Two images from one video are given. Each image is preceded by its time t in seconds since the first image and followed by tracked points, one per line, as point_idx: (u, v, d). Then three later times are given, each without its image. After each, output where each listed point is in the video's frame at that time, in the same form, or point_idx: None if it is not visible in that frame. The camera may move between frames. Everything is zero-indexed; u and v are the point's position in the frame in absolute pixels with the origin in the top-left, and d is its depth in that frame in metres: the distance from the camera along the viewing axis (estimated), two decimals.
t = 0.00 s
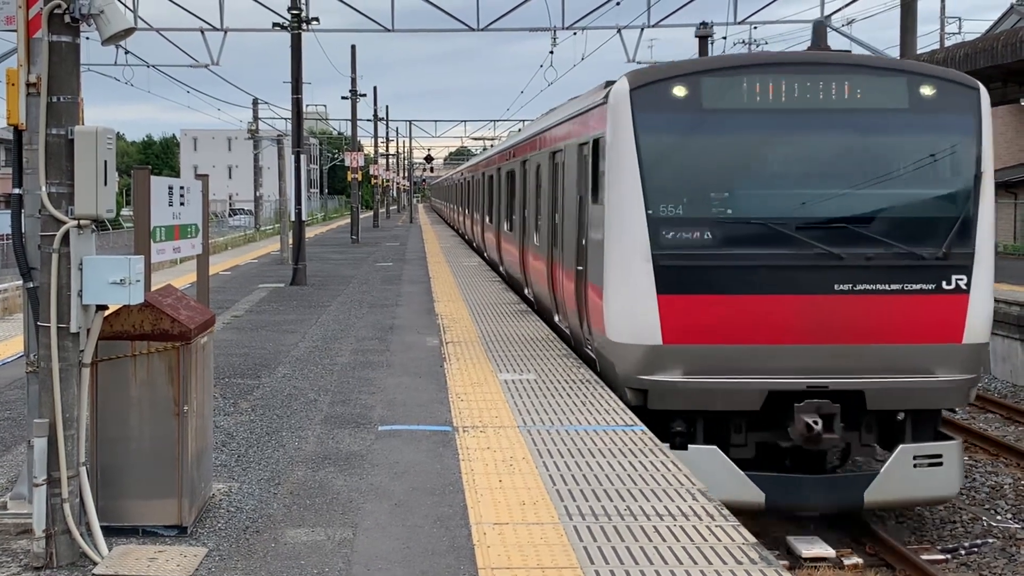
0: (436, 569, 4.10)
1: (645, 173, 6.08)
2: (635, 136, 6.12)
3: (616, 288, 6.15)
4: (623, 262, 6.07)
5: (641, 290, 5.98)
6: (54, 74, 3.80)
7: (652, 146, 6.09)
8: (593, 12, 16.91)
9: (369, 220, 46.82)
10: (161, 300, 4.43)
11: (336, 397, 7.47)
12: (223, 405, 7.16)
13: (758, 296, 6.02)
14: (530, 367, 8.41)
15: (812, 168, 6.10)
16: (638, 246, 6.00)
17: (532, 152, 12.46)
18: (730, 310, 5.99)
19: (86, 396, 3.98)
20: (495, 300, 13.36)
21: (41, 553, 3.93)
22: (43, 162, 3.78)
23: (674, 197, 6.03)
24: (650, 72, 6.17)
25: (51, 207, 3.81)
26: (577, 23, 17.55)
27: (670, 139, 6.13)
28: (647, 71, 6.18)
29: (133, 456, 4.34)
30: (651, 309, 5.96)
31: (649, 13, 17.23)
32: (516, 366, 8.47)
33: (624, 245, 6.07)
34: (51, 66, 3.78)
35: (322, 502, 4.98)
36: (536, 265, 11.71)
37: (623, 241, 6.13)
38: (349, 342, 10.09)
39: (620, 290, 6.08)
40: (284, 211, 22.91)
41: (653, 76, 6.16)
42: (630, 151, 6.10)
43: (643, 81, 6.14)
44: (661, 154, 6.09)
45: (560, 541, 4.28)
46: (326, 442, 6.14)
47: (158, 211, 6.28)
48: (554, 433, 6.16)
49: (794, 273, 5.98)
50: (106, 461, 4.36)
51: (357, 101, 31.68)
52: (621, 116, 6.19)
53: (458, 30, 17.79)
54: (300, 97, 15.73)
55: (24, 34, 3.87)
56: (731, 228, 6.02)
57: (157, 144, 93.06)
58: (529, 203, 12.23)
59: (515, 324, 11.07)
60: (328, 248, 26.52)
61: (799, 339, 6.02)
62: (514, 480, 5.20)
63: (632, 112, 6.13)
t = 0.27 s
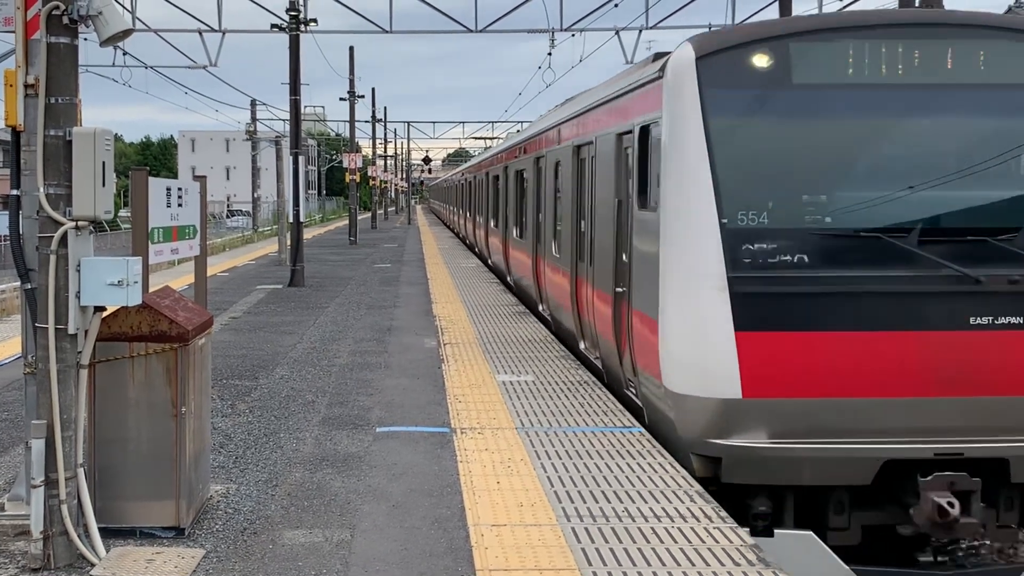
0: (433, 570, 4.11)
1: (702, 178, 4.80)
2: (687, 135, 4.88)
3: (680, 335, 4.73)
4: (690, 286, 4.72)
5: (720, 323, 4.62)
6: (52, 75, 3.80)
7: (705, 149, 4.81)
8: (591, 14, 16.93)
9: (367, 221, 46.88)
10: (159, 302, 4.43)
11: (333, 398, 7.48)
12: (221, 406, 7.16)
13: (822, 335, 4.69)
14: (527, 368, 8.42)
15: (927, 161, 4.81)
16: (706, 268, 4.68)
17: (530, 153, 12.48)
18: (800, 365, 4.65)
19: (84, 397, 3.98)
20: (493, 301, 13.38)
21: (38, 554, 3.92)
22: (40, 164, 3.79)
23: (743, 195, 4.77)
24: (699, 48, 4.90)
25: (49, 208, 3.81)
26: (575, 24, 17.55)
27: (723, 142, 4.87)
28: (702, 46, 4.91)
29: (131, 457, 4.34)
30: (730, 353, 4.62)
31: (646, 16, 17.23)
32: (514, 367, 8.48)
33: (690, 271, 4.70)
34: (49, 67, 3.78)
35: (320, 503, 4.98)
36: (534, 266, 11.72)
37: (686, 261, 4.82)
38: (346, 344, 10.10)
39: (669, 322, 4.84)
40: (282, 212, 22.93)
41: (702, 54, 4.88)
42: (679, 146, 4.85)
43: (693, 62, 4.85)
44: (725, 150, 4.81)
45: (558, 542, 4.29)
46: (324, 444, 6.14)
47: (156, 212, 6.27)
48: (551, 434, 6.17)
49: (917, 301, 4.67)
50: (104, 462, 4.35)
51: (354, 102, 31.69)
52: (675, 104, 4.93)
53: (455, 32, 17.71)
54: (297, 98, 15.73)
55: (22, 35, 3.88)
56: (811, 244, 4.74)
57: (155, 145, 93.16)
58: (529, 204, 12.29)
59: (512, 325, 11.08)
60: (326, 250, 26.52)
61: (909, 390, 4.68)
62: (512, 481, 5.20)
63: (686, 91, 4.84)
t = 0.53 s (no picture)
0: (431, 572, 4.10)
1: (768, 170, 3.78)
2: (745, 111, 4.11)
3: (806, 403, 3.38)
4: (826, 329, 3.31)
5: (865, 378, 3.29)
6: (50, 77, 3.80)
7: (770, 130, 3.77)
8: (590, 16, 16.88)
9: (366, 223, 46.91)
10: (157, 303, 4.43)
11: (332, 400, 7.47)
12: (219, 407, 7.16)
13: (902, 403, 3.32)
14: (525, 370, 8.42)
15: None
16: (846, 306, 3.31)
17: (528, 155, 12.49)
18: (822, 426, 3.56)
19: (82, 398, 3.98)
20: (491, 303, 13.37)
21: (35, 555, 3.92)
22: (38, 165, 3.79)
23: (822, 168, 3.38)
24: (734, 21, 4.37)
25: (47, 209, 3.81)
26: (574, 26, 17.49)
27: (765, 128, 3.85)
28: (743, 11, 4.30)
29: (129, 459, 4.34)
30: (881, 433, 3.31)
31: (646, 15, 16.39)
32: (512, 368, 8.48)
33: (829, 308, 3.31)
34: (46, 69, 3.78)
35: (318, 504, 4.98)
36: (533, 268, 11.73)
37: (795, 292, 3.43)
38: (344, 345, 10.09)
39: (788, 383, 3.44)
40: (281, 213, 22.93)
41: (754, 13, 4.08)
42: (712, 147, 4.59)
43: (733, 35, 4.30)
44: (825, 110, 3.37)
45: (555, 543, 4.29)
46: (322, 445, 6.14)
47: (153, 213, 6.26)
48: (549, 436, 6.17)
49: None
50: (102, 464, 4.35)
51: (353, 103, 31.68)
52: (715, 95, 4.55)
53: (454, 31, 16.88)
54: (295, 100, 15.73)
55: (19, 36, 3.87)
56: (996, 277, 3.43)
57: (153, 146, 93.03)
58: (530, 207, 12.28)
59: (511, 326, 11.09)
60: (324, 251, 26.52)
61: (978, 507, 3.43)
62: (510, 483, 5.20)
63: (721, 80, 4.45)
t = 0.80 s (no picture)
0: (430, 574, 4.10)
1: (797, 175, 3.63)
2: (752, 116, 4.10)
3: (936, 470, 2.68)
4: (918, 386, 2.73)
5: None
6: (48, 79, 3.80)
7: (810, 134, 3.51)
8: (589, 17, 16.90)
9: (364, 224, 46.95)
10: (156, 304, 4.44)
11: (330, 401, 7.47)
12: (217, 409, 7.16)
13: None
14: (524, 371, 8.42)
15: None
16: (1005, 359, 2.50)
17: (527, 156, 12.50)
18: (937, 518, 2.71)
19: (80, 400, 3.98)
20: (490, 304, 13.37)
21: (34, 558, 3.91)
22: (37, 167, 3.79)
23: (874, 175, 3.15)
24: (733, 23, 4.40)
25: (45, 211, 3.81)
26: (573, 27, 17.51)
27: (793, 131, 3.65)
28: (741, 13, 4.34)
29: (128, 461, 4.33)
30: None
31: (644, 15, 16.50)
32: (510, 370, 8.48)
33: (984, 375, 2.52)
34: (45, 71, 3.78)
35: (316, 506, 4.97)
36: (532, 269, 11.73)
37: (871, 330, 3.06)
38: (343, 347, 10.10)
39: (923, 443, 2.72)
40: (280, 215, 22.95)
41: (753, 17, 4.12)
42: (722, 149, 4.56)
43: (734, 36, 4.33)
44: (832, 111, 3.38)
45: (554, 545, 4.28)
46: (321, 447, 6.14)
47: (152, 215, 6.26)
48: (548, 437, 6.17)
49: None
50: (101, 466, 4.35)
51: (351, 105, 31.69)
52: (717, 98, 4.57)
53: (452, 35, 16.90)
54: (294, 101, 15.73)
55: (18, 38, 3.86)
56: None
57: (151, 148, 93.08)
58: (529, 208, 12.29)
59: (510, 328, 11.09)
60: (322, 253, 26.52)
61: None
62: (509, 484, 5.20)
63: (722, 81, 4.49)
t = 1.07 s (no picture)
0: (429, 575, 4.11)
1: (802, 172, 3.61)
2: (751, 117, 4.10)
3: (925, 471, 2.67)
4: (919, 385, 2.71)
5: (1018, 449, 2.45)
6: (47, 81, 3.80)
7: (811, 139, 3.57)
8: (586, 19, 16.92)
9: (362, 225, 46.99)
10: (154, 306, 4.44)
11: (329, 403, 7.48)
12: (216, 411, 7.16)
13: None
14: (523, 372, 8.43)
15: None
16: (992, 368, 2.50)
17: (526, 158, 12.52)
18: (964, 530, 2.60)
19: (79, 401, 3.98)
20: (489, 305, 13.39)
21: (33, 559, 3.91)
22: (36, 169, 3.78)
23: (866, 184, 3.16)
24: (732, 24, 4.39)
25: (44, 213, 3.81)
26: (571, 28, 17.53)
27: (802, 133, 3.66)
28: (739, 15, 4.34)
29: (126, 463, 4.33)
30: None
31: (642, 16, 16.63)
32: (509, 371, 8.48)
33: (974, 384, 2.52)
34: (44, 73, 3.78)
35: (315, 508, 4.98)
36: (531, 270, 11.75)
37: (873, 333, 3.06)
38: (342, 348, 10.10)
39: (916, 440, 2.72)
40: (278, 216, 22.96)
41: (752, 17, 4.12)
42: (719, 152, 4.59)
43: (733, 36, 4.32)
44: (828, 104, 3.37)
45: (553, 547, 4.29)
46: (320, 448, 6.14)
47: (150, 216, 6.26)
48: (548, 439, 6.17)
49: None
50: (100, 468, 4.35)
51: (350, 107, 31.72)
52: (716, 99, 4.57)
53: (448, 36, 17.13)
54: (292, 103, 15.74)
55: (16, 40, 3.86)
56: None
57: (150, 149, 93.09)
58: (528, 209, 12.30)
59: (509, 329, 11.10)
60: (321, 254, 26.54)
61: None
62: (508, 486, 5.20)
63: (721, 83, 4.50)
